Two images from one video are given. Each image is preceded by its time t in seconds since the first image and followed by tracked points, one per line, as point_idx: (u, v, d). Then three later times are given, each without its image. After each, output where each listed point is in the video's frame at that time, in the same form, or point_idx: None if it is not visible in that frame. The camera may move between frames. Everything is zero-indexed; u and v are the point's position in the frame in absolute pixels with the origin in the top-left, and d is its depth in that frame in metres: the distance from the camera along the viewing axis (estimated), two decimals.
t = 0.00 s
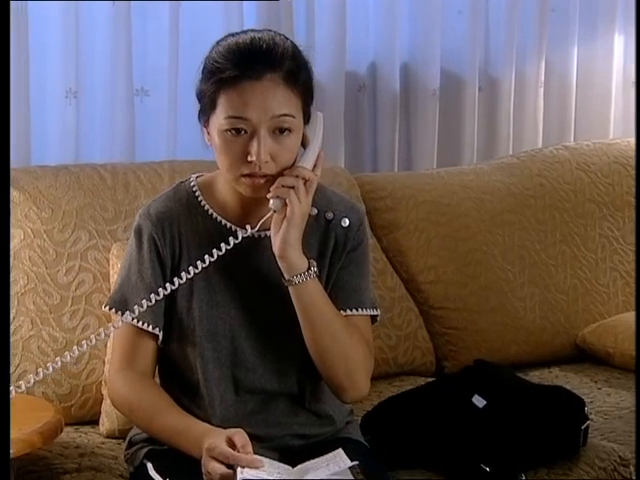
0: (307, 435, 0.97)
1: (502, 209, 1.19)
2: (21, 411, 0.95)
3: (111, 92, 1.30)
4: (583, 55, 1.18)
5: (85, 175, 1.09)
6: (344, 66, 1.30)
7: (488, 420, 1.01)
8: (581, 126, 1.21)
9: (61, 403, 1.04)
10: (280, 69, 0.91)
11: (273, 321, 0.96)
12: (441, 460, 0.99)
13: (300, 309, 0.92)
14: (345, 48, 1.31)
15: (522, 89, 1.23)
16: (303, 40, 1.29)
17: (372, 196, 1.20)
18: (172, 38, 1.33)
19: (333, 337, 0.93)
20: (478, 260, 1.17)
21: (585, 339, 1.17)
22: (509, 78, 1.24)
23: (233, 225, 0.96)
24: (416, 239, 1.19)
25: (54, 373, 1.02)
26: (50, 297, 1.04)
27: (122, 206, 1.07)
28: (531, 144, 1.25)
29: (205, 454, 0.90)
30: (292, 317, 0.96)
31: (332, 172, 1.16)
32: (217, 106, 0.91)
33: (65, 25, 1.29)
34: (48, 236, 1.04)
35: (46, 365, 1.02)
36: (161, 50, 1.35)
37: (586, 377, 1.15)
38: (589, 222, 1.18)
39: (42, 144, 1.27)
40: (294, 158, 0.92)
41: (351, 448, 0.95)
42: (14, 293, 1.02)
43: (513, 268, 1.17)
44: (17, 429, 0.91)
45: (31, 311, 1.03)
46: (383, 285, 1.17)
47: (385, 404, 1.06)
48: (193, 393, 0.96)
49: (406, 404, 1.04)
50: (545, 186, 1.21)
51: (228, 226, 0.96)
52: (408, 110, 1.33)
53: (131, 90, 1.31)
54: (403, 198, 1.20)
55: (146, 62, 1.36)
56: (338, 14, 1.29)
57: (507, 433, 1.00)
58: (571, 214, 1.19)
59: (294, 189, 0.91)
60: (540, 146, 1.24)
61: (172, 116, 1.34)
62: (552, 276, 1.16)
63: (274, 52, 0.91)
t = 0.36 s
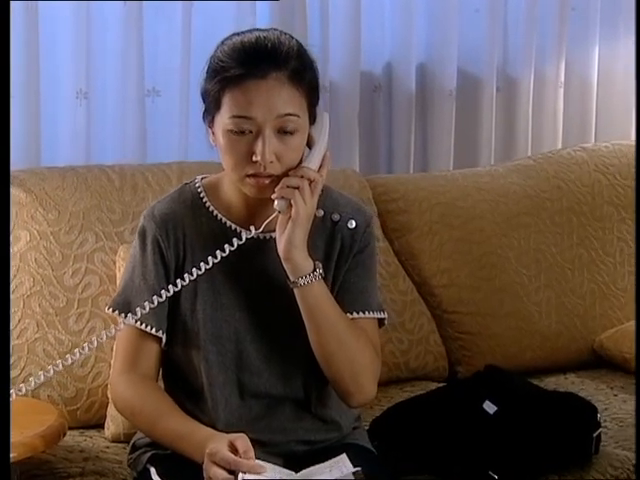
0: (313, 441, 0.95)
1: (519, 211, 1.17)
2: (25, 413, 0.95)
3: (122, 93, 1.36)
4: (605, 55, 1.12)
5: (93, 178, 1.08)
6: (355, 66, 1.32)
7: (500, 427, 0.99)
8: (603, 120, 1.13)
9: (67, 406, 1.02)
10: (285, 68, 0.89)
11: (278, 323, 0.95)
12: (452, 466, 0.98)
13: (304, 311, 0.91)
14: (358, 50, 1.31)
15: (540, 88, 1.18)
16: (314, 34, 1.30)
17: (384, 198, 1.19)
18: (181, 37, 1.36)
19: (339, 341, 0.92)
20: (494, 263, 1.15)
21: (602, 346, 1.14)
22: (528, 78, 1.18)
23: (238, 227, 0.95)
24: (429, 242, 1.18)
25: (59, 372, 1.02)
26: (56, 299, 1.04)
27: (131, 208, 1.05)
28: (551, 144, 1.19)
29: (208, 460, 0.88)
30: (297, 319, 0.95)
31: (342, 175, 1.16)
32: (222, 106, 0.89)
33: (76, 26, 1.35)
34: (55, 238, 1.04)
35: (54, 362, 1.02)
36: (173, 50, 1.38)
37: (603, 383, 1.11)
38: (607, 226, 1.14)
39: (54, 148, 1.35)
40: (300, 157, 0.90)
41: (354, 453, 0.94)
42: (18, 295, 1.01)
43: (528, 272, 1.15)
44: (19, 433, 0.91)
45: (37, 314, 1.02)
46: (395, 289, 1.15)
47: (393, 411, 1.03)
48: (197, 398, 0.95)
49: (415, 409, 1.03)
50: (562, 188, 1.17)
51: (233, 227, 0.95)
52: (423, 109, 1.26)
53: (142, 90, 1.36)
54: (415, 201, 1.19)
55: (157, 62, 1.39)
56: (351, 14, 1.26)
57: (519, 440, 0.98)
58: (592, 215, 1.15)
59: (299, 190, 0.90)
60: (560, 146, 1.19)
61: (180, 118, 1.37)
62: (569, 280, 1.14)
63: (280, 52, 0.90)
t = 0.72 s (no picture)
0: (315, 447, 0.94)
1: (532, 214, 1.16)
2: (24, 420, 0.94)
3: (130, 92, 1.28)
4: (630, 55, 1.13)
5: (97, 179, 1.07)
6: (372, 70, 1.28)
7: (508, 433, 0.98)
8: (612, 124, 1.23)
9: (69, 411, 1.01)
10: (287, 69, 0.87)
11: (281, 327, 0.94)
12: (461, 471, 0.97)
13: (306, 314, 0.89)
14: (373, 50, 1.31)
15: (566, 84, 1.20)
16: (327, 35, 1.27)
17: (394, 201, 1.17)
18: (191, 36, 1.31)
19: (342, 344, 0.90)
20: (506, 267, 1.14)
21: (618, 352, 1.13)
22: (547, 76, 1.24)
23: (240, 229, 0.94)
24: (440, 245, 1.15)
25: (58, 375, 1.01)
26: (59, 302, 1.02)
27: (136, 210, 1.05)
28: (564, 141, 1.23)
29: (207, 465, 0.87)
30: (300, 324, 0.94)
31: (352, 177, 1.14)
32: (223, 107, 0.87)
33: (84, 26, 1.26)
34: (59, 240, 1.03)
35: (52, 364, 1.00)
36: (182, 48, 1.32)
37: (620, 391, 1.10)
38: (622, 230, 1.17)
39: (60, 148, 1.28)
40: (303, 160, 0.89)
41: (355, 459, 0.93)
42: (21, 298, 1.01)
43: (542, 276, 1.14)
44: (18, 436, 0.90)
45: (40, 316, 1.01)
46: (405, 293, 1.13)
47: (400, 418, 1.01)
48: (198, 403, 0.94)
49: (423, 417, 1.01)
50: (577, 190, 1.18)
51: (234, 229, 0.94)
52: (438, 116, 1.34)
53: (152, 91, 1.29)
54: (426, 203, 1.16)
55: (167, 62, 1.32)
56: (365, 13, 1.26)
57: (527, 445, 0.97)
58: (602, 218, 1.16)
59: (301, 192, 0.88)
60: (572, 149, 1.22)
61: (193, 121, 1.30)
62: (584, 284, 1.14)
63: (283, 52, 0.88)
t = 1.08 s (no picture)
0: (316, 454, 0.95)
1: (543, 218, 1.12)
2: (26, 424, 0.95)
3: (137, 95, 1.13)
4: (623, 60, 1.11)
5: (100, 182, 1.03)
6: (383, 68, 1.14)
7: (515, 442, 0.98)
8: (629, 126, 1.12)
9: (70, 416, 1.01)
10: (285, 72, 0.89)
11: (282, 332, 0.93)
12: None
13: (307, 319, 0.93)
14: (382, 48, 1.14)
15: (574, 92, 1.14)
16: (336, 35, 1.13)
17: (402, 204, 1.12)
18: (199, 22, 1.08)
19: (342, 350, 0.94)
20: (516, 273, 1.12)
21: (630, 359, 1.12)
22: (560, 81, 1.14)
23: (241, 233, 0.93)
24: (448, 250, 1.12)
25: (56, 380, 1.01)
26: (61, 307, 1.01)
27: (137, 214, 1.00)
28: (585, 148, 1.14)
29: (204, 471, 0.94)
30: (300, 329, 0.93)
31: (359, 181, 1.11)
32: (222, 110, 0.90)
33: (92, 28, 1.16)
34: (61, 244, 1.01)
35: (48, 370, 1.01)
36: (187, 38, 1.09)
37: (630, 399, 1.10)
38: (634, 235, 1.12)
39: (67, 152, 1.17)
40: (302, 164, 0.91)
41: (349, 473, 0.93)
42: (22, 302, 1.00)
43: (553, 281, 1.12)
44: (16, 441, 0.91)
45: (41, 322, 1.00)
46: (413, 298, 1.10)
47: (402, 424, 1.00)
48: (197, 407, 0.94)
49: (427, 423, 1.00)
50: (590, 194, 1.13)
51: (234, 233, 0.92)
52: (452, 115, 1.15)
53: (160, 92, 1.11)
54: (435, 206, 1.13)
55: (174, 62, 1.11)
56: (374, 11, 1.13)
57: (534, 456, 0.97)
58: (619, 223, 1.12)
59: (299, 195, 0.92)
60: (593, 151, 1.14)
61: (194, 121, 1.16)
62: (597, 290, 1.11)
63: (281, 53, 0.89)
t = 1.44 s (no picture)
0: (317, 461, 0.95)
1: (554, 223, 1.10)
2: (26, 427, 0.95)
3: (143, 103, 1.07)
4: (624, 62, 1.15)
5: (104, 185, 1.02)
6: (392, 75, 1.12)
7: (521, 451, 0.96)
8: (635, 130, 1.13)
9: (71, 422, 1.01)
10: (284, 77, 0.89)
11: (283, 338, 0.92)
12: None
13: (306, 325, 0.92)
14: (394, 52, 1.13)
15: (589, 95, 1.15)
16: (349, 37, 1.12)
17: (410, 207, 1.10)
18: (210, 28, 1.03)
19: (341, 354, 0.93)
20: (527, 278, 1.09)
21: None
22: (575, 85, 1.16)
23: (241, 238, 0.92)
24: (457, 255, 1.10)
25: (54, 384, 1.00)
26: (63, 312, 1.00)
27: (140, 218, 0.98)
28: (601, 151, 1.15)
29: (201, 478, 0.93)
30: (300, 335, 0.93)
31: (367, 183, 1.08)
32: (220, 116, 0.90)
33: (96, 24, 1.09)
34: (62, 248, 1.00)
35: (43, 376, 1.00)
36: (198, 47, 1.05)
37: None
38: None
39: (73, 155, 1.15)
40: (303, 168, 0.91)
41: None
42: (23, 307, 0.99)
43: (565, 288, 1.10)
44: (13, 447, 0.91)
45: (42, 326, 1.00)
46: (421, 304, 1.09)
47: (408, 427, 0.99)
48: (197, 412, 0.93)
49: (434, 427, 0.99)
50: (603, 198, 1.11)
51: (234, 237, 0.92)
52: (465, 118, 1.16)
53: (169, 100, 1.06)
54: (443, 211, 1.11)
55: (182, 63, 1.08)
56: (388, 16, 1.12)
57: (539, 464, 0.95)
58: (627, 227, 1.10)
59: (299, 201, 0.92)
60: (610, 153, 1.14)
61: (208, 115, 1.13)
62: (609, 297, 1.10)
63: (280, 57, 0.89)
